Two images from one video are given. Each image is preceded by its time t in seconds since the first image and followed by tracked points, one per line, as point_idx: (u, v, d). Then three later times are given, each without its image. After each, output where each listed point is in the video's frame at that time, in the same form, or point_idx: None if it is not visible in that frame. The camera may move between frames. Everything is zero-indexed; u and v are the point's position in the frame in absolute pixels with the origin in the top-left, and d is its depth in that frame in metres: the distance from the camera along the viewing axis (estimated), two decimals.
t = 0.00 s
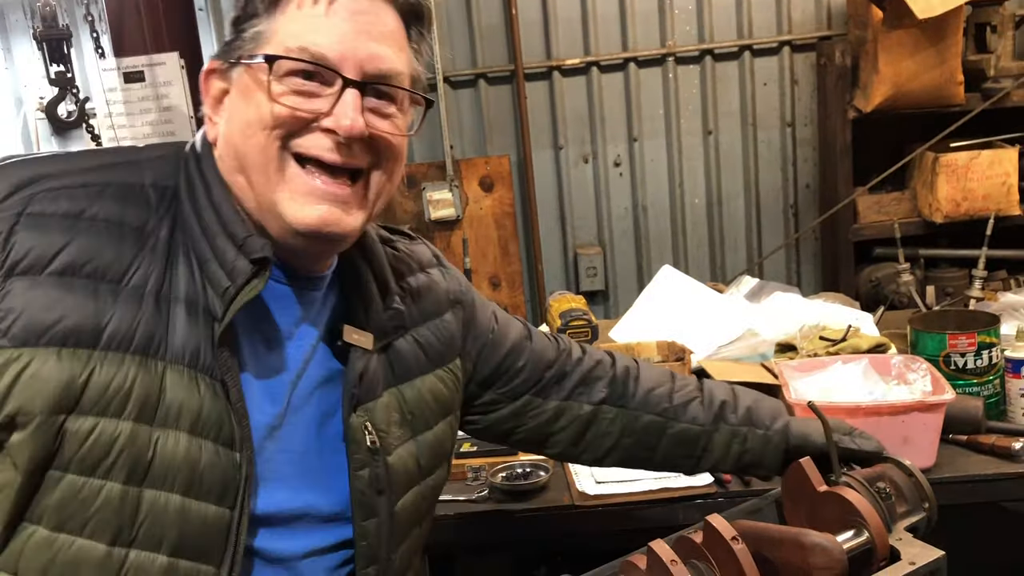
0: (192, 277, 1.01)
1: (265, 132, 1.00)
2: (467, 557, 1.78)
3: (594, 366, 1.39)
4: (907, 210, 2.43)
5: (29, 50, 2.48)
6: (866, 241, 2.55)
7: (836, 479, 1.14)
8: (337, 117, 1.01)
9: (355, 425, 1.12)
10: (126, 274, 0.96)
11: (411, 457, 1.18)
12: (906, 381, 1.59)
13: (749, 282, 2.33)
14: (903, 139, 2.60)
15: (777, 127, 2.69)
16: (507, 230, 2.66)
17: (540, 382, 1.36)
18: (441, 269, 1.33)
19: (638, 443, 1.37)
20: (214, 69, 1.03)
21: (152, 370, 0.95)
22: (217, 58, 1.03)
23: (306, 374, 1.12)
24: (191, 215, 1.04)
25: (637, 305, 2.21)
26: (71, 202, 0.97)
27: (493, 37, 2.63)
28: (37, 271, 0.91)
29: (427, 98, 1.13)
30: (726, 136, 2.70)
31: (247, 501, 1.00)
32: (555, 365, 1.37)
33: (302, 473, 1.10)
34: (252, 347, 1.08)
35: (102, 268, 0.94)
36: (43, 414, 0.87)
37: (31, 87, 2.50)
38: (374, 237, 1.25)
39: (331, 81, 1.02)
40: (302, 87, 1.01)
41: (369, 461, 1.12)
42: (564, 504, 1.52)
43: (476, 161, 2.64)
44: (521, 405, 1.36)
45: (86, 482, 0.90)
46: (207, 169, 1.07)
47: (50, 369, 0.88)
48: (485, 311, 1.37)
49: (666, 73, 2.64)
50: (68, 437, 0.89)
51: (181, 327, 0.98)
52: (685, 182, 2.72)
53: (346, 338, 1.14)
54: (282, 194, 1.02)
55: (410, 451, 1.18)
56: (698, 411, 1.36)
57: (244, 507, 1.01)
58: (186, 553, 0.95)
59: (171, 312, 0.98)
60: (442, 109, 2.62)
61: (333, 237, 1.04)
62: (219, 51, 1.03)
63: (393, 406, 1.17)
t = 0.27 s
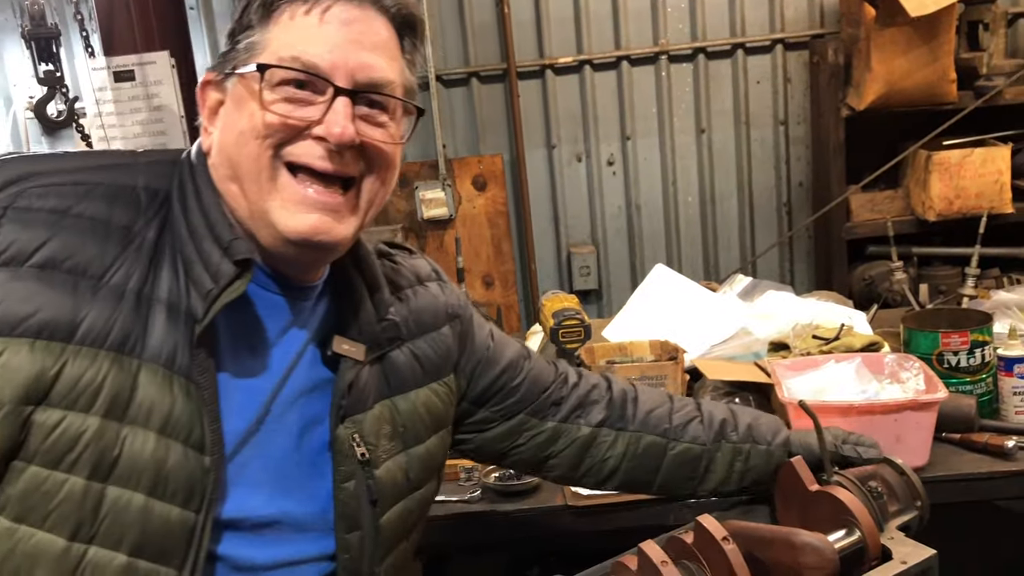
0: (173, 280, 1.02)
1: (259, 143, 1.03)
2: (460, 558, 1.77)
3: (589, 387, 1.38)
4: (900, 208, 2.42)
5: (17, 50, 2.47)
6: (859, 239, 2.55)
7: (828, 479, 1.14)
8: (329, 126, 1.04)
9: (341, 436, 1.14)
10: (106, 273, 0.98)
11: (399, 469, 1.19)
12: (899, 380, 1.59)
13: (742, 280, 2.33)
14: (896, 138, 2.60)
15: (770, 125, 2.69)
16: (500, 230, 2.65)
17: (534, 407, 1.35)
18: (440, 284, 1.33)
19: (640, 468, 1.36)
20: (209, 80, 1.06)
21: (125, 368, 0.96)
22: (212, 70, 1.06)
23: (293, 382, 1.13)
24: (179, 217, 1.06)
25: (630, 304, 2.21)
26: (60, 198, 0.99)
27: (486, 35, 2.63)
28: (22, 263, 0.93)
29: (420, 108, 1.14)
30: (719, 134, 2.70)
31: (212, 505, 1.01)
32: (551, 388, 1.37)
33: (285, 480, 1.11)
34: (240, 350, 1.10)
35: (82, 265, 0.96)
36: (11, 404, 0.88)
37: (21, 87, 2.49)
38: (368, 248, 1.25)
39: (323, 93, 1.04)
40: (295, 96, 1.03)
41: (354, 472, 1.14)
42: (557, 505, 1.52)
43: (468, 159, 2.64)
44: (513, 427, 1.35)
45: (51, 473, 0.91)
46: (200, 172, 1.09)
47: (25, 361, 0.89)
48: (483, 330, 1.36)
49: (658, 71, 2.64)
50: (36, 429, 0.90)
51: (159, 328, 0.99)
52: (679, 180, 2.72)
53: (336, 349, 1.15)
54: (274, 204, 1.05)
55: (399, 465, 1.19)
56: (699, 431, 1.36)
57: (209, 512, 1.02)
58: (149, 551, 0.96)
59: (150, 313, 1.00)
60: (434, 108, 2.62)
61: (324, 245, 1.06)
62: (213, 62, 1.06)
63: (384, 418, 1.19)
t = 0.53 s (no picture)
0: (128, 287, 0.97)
1: (214, 149, 0.98)
2: (454, 557, 1.78)
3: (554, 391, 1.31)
4: (894, 210, 2.43)
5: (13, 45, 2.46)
6: (853, 241, 2.55)
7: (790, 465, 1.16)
8: (286, 134, 1.00)
9: (307, 441, 1.08)
10: (59, 281, 0.94)
11: (367, 474, 1.13)
12: (893, 381, 1.59)
13: (737, 281, 2.33)
14: (890, 139, 2.60)
15: (765, 126, 2.69)
16: (495, 229, 2.66)
17: (494, 416, 1.28)
18: (406, 288, 1.26)
19: (601, 472, 1.28)
20: (165, 85, 1.02)
21: (77, 377, 0.92)
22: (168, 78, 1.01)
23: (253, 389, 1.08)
24: (134, 222, 1.01)
25: (624, 304, 2.21)
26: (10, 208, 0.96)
27: (482, 35, 2.63)
28: None
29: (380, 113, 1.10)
30: (715, 135, 2.70)
31: (168, 514, 0.97)
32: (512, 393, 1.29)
33: (246, 489, 1.06)
34: (195, 355, 1.05)
35: (31, 272, 0.92)
36: None
37: (16, 84, 2.48)
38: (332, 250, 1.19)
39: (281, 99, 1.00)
40: (252, 103, 0.99)
41: (322, 476, 1.09)
42: (551, 505, 1.52)
43: (464, 159, 2.64)
44: (473, 435, 1.28)
45: None
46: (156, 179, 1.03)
47: None
48: (447, 335, 1.29)
49: (654, 72, 2.64)
50: None
51: (111, 336, 0.94)
52: (674, 181, 2.72)
53: (298, 354, 1.09)
54: (230, 211, 1.00)
55: (367, 469, 1.13)
56: (658, 427, 1.28)
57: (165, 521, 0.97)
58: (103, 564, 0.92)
59: (104, 322, 0.95)
60: (430, 107, 2.62)
61: (282, 253, 1.02)
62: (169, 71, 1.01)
63: (350, 423, 1.12)
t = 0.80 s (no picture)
0: (45, 277, 0.85)
1: (161, 146, 0.84)
2: (452, 551, 1.78)
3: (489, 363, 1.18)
4: (895, 210, 2.44)
5: (17, 37, 2.47)
6: (853, 241, 2.56)
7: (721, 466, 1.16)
8: (252, 144, 0.88)
9: (247, 420, 0.94)
10: None
11: (309, 453, 1.00)
12: (892, 381, 1.60)
13: (737, 279, 2.34)
14: (892, 139, 2.60)
15: (767, 125, 2.69)
16: (496, 225, 2.66)
17: (429, 395, 1.13)
18: (341, 264, 1.13)
19: (512, 435, 1.15)
20: (84, 59, 0.84)
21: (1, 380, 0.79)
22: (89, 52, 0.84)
23: (189, 370, 0.95)
24: (47, 209, 0.87)
25: (624, 302, 2.21)
26: None
27: (485, 32, 2.63)
28: None
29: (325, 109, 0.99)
30: (716, 134, 2.70)
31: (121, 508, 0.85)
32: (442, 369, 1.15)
33: (190, 481, 0.93)
34: (122, 338, 0.91)
35: None
36: None
37: (19, 76, 2.49)
38: (262, 230, 1.06)
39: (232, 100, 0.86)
40: (201, 103, 0.84)
41: (268, 458, 0.95)
42: (550, 501, 1.52)
43: (466, 155, 2.65)
44: (413, 423, 1.14)
45: None
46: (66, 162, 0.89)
47: None
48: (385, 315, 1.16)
49: (657, 70, 2.64)
50: None
51: (33, 333, 0.82)
52: (675, 179, 2.73)
53: (237, 332, 0.96)
54: (178, 207, 0.87)
55: (308, 446, 1.00)
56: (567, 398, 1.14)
57: (118, 517, 0.85)
58: None
59: (24, 318, 0.83)
60: (432, 103, 2.62)
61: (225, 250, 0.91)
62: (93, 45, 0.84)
63: (289, 400, 0.99)
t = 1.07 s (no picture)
0: None
1: (99, 140, 0.79)
2: (451, 536, 1.78)
3: (374, 349, 1.11)
4: (899, 200, 2.43)
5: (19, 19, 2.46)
6: (856, 231, 2.55)
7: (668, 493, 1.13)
8: (188, 137, 0.86)
9: (159, 377, 0.88)
10: None
11: (223, 411, 0.94)
12: (893, 368, 1.59)
13: (740, 267, 2.33)
14: (897, 129, 2.59)
15: (771, 113, 2.68)
16: (498, 212, 2.65)
17: (317, 374, 1.08)
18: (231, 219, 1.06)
19: (372, 435, 1.09)
20: None
21: None
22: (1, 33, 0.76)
23: (82, 332, 0.87)
24: None
25: (625, 288, 2.20)
26: None
27: (489, 16, 2.62)
28: None
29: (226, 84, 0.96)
30: (721, 121, 2.69)
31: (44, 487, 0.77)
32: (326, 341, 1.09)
33: (107, 447, 0.85)
34: None
35: None
36: None
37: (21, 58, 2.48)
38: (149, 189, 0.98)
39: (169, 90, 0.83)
40: (142, 100, 0.80)
41: (185, 415, 0.89)
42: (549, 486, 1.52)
43: (468, 141, 2.63)
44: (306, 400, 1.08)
45: None
46: None
47: None
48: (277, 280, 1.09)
49: (661, 57, 2.63)
50: None
51: None
52: (678, 166, 2.72)
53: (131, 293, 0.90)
54: (104, 193, 0.82)
55: (221, 403, 0.94)
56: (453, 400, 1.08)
57: (41, 498, 0.77)
58: None
59: None
60: (435, 88, 2.61)
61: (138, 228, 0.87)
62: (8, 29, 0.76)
63: (196, 358, 0.93)
